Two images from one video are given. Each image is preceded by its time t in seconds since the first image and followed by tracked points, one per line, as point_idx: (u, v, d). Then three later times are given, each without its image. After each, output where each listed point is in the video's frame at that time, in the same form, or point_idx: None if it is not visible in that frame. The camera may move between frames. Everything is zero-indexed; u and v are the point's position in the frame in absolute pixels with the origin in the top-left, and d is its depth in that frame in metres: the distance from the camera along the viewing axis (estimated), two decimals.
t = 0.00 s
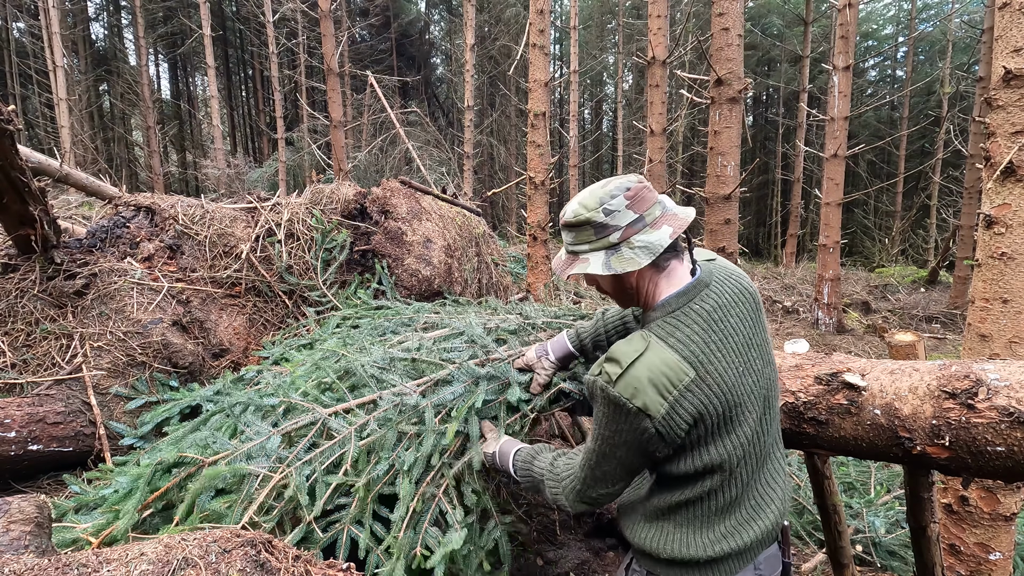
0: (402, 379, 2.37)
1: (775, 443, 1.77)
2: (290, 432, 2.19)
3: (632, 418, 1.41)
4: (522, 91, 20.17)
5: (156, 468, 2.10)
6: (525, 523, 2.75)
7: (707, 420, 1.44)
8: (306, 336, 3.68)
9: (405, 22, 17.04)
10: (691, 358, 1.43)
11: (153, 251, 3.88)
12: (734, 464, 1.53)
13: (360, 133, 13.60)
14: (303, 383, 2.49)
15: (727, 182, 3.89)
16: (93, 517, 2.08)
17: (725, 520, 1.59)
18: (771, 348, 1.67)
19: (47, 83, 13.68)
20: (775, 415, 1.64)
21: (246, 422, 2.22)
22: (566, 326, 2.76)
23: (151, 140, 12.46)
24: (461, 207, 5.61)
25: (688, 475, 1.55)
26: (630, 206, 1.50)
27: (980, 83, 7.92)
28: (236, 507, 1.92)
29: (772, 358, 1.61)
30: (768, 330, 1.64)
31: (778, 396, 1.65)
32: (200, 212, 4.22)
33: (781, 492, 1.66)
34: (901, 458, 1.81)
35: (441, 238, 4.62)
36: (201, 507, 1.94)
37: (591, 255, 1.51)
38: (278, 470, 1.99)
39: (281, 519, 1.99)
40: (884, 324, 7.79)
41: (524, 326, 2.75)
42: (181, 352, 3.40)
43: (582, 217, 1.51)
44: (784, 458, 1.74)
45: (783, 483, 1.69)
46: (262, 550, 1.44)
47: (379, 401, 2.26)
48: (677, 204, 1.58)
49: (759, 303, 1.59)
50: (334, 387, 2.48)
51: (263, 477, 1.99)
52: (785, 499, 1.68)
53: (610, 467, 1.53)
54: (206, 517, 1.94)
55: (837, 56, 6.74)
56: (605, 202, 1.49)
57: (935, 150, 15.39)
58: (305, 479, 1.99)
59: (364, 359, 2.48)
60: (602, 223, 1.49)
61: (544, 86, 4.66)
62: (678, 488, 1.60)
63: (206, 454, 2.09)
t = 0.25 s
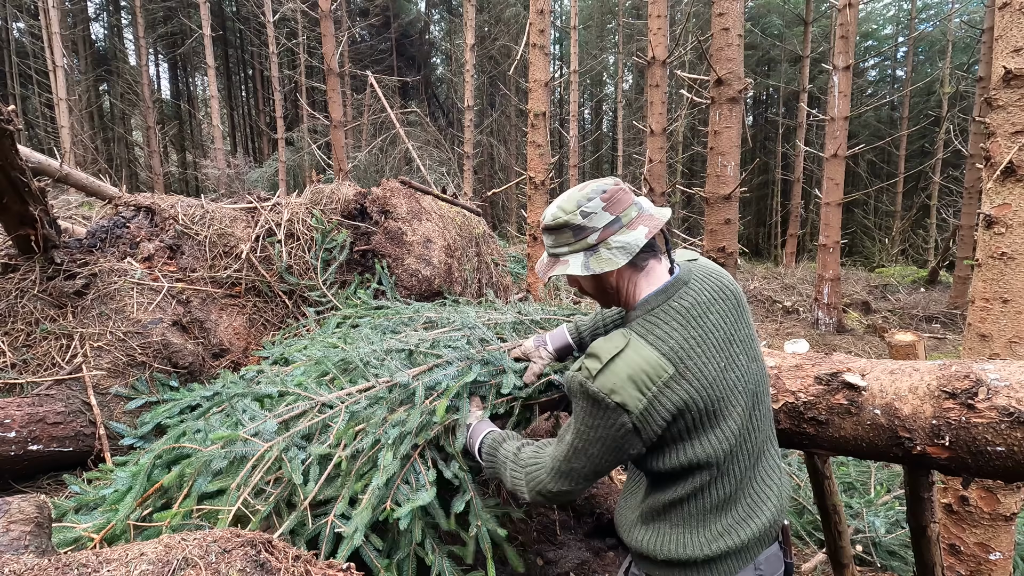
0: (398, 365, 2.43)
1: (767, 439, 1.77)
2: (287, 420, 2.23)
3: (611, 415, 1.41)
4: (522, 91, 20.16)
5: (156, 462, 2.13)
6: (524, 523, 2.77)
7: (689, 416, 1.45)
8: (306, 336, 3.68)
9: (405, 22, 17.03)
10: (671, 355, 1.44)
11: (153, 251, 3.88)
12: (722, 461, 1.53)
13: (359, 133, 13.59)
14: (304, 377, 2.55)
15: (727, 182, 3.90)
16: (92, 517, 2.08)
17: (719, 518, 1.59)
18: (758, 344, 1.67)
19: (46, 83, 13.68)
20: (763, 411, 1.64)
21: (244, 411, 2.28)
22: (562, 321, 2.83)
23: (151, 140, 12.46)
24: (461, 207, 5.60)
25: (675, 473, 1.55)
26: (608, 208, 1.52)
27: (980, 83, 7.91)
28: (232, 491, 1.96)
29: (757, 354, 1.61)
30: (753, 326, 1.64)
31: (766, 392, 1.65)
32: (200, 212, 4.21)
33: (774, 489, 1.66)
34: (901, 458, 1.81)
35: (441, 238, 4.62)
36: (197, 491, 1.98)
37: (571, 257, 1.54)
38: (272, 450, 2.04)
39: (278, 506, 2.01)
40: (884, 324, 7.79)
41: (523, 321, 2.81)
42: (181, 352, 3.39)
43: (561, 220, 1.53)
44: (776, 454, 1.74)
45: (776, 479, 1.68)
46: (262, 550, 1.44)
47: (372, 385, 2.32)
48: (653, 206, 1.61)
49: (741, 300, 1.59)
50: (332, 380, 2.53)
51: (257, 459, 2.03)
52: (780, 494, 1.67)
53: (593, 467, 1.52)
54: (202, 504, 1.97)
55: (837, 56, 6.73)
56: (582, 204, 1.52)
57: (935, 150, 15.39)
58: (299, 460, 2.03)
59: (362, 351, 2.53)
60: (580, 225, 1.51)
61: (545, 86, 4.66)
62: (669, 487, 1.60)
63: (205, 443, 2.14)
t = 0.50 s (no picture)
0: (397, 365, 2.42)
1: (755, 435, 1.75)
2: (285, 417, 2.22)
3: (576, 414, 1.45)
4: (522, 91, 20.16)
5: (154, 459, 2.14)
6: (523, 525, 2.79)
7: (659, 416, 1.46)
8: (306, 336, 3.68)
9: (405, 22, 17.03)
10: (638, 356, 1.45)
11: (153, 251, 3.88)
12: (700, 459, 1.53)
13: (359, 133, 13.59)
14: (303, 374, 2.55)
15: (727, 182, 3.90)
16: (92, 516, 2.08)
17: (706, 516, 1.58)
18: (741, 339, 1.64)
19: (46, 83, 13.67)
20: (747, 407, 1.62)
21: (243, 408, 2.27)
22: (562, 321, 2.86)
23: (151, 140, 12.45)
24: (461, 207, 5.60)
25: (655, 472, 1.56)
26: (574, 213, 1.58)
27: (980, 83, 7.91)
28: (229, 489, 1.96)
29: (736, 350, 1.59)
30: (734, 322, 1.62)
31: (749, 388, 1.63)
32: (200, 212, 4.22)
33: (763, 486, 1.64)
34: (902, 458, 1.80)
35: (440, 238, 4.62)
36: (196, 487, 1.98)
37: (542, 262, 1.60)
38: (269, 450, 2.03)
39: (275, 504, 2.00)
40: (884, 324, 7.79)
41: (523, 320, 2.80)
42: (181, 352, 3.39)
43: (532, 226, 1.61)
44: (766, 451, 1.71)
45: (763, 475, 1.66)
46: (262, 550, 1.44)
47: (371, 383, 2.31)
48: (623, 208, 1.65)
49: (716, 296, 1.57)
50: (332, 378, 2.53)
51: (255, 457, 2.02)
52: (769, 490, 1.65)
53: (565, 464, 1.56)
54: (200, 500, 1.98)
55: (837, 56, 6.73)
56: (551, 210, 1.59)
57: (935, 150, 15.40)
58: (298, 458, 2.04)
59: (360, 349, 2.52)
60: (549, 230, 1.58)
61: (545, 86, 4.66)
62: (652, 486, 1.61)
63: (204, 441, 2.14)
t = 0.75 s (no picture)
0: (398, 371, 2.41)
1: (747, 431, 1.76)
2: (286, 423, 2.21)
3: (580, 404, 1.42)
4: (522, 91, 20.16)
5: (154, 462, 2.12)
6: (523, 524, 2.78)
7: (661, 407, 1.45)
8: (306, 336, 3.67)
9: (405, 22, 17.02)
10: (640, 345, 1.43)
11: (153, 251, 3.88)
12: (697, 453, 1.53)
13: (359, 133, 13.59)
14: (303, 378, 2.54)
15: (727, 182, 3.90)
16: (92, 517, 2.08)
17: (697, 511, 1.59)
18: (737, 335, 1.65)
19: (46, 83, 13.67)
20: (741, 404, 1.63)
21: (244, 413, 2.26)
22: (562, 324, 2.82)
23: (151, 140, 12.45)
24: (461, 207, 5.60)
25: (653, 466, 1.55)
26: (567, 204, 1.58)
27: (981, 83, 7.91)
28: (231, 495, 1.94)
29: (733, 346, 1.60)
30: (732, 318, 1.62)
31: (744, 384, 1.64)
32: (200, 212, 4.22)
33: (755, 481, 1.65)
34: (901, 458, 1.81)
35: (441, 238, 4.63)
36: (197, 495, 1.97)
37: (539, 257, 1.59)
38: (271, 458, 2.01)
39: (277, 509, 1.99)
40: (884, 324, 7.79)
41: (522, 322, 2.79)
42: (181, 352, 3.39)
43: (524, 223, 1.61)
44: (757, 448, 1.73)
45: (756, 471, 1.68)
46: (262, 550, 1.44)
47: (373, 390, 2.29)
48: (614, 198, 1.66)
49: (717, 290, 1.57)
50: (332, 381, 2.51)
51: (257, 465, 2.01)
52: (760, 486, 1.66)
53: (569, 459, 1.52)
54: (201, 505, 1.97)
55: (837, 56, 6.73)
56: (543, 204, 1.60)
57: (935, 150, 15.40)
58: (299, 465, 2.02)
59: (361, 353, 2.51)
60: (542, 224, 1.58)
61: (545, 86, 4.66)
62: (647, 480, 1.60)
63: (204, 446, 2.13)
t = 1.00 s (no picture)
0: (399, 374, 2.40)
1: (744, 435, 1.76)
2: (287, 425, 2.20)
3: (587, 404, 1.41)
4: (522, 91, 20.16)
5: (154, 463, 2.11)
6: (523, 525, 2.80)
7: (660, 406, 1.44)
8: (306, 336, 3.67)
9: (405, 22, 17.03)
10: (641, 344, 1.44)
11: (153, 251, 3.88)
12: (696, 455, 1.52)
13: (359, 133, 13.59)
14: (303, 380, 2.53)
15: (727, 182, 3.89)
16: (92, 517, 2.08)
17: (695, 515, 1.58)
18: (735, 339, 1.65)
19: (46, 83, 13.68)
20: (739, 407, 1.63)
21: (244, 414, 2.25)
22: (563, 324, 2.80)
23: (151, 140, 12.45)
24: (461, 207, 5.61)
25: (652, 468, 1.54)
26: (564, 204, 1.59)
27: (980, 83, 7.90)
28: (233, 498, 1.93)
29: (730, 350, 1.60)
30: (730, 321, 1.63)
31: (742, 387, 1.64)
32: (200, 212, 4.22)
33: (751, 486, 1.65)
34: (901, 458, 1.80)
35: (441, 238, 4.63)
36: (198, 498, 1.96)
37: (537, 256, 1.61)
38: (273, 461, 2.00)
39: (278, 512, 1.99)
40: (884, 324, 7.79)
41: (522, 322, 2.79)
42: (181, 352, 3.39)
43: (522, 223, 1.63)
44: (754, 452, 1.73)
45: (753, 476, 1.68)
46: (262, 550, 1.44)
47: (374, 393, 2.29)
48: (612, 197, 1.67)
49: (715, 292, 1.58)
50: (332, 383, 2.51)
51: (259, 467, 2.00)
52: (758, 491, 1.66)
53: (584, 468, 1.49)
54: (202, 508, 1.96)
55: (837, 56, 6.73)
56: (540, 204, 1.62)
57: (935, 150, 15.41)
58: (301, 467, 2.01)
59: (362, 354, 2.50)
60: (540, 223, 1.60)
61: (545, 86, 4.65)
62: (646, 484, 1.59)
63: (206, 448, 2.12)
